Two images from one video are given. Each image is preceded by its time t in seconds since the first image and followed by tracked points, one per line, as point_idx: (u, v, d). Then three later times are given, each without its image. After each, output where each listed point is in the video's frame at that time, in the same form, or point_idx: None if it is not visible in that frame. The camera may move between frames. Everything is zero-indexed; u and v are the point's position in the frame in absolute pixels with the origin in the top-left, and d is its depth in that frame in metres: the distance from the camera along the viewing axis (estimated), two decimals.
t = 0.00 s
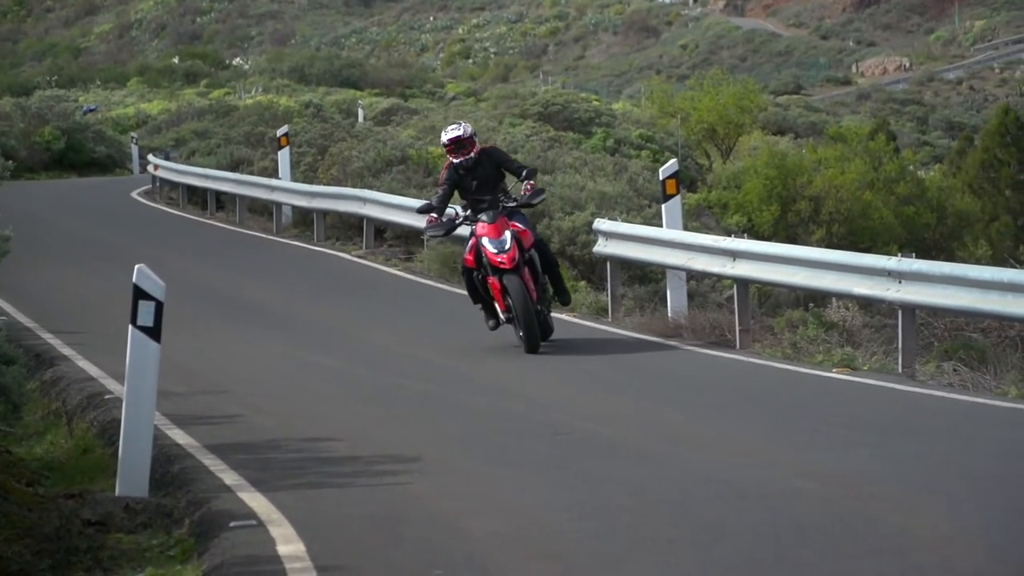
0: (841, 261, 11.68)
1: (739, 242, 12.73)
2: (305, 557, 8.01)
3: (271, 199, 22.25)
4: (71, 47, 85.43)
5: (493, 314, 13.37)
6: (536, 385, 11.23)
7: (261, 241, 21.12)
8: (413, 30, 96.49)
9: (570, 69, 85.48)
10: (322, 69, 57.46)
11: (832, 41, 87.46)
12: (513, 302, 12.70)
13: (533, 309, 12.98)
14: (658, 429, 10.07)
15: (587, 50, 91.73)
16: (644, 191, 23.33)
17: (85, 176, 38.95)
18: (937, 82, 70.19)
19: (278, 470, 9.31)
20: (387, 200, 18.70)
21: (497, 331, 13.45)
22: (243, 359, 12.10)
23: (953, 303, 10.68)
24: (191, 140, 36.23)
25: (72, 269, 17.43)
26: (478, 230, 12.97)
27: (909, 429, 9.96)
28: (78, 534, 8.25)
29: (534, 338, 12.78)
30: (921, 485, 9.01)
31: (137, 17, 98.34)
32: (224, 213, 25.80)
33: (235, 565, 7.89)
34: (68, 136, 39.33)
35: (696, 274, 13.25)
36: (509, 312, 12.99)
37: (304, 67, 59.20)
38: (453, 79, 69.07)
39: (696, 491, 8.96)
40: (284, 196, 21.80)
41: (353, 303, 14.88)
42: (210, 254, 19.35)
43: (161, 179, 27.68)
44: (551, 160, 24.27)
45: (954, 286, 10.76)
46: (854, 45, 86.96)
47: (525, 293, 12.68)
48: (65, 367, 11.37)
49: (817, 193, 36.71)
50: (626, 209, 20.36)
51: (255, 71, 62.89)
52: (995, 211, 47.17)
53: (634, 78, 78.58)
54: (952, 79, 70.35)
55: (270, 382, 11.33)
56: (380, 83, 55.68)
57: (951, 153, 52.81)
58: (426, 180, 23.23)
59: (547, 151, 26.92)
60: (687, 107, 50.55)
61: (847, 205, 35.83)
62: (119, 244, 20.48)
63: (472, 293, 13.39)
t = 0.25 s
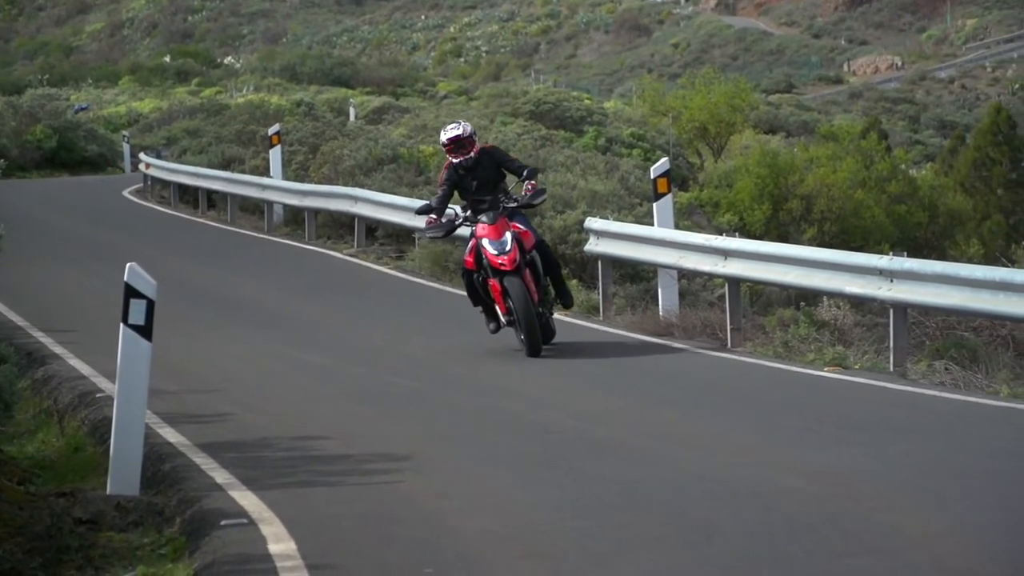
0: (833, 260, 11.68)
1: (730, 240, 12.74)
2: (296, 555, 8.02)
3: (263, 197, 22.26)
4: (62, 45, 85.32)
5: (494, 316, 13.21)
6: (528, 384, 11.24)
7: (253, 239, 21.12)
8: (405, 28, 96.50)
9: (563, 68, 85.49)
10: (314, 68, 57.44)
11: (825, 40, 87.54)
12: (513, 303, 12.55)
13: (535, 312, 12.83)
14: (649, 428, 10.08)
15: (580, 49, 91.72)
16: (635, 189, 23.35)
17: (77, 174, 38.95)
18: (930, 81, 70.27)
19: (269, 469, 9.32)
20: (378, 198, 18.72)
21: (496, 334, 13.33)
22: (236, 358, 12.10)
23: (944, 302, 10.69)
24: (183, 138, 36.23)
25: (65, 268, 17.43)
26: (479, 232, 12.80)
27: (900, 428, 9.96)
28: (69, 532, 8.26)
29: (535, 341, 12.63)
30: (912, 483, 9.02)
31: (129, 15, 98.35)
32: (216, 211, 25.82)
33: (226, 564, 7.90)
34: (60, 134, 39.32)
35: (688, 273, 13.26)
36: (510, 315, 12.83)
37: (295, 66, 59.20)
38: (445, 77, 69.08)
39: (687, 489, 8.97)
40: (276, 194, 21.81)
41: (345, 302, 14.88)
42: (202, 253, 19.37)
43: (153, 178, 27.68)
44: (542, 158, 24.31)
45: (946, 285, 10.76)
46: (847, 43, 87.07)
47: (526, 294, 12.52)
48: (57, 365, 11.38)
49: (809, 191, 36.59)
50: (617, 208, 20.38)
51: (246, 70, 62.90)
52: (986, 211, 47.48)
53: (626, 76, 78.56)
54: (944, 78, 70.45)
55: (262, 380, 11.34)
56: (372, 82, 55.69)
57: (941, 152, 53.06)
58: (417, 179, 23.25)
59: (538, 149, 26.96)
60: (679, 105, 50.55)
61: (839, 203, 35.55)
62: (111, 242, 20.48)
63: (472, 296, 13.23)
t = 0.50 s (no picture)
0: (826, 258, 11.68)
1: (723, 239, 12.75)
2: (288, 554, 8.02)
3: (255, 196, 22.27)
4: (54, 43, 85.33)
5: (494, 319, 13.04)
6: (520, 382, 11.25)
7: (246, 237, 21.13)
8: (398, 27, 96.59)
9: (555, 66, 85.62)
10: (306, 67, 57.49)
11: (817, 38, 87.73)
12: (514, 306, 12.38)
13: (535, 314, 12.66)
14: (641, 426, 10.09)
15: (572, 47, 91.83)
16: (627, 188, 23.39)
17: (69, 173, 38.96)
18: (922, 80, 70.46)
19: (261, 468, 9.32)
20: (370, 197, 18.74)
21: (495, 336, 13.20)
22: (228, 356, 12.10)
23: (936, 300, 10.70)
24: (175, 137, 36.26)
25: (57, 266, 17.43)
26: (478, 232, 12.63)
27: (890, 426, 9.98)
28: (61, 531, 8.26)
29: (536, 344, 12.46)
30: (904, 481, 9.03)
31: (121, 13, 98.32)
32: (209, 210, 25.83)
33: (218, 562, 7.91)
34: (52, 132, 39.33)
35: (681, 272, 13.27)
36: (510, 318, 12.65)
37: (287, 64, 59.24)
38: (437, 77, 69.15)
39: (679, 488, 8.98)
40: (268, 192, 21.82)
41: (337, 300, 14.88)
42: (194, 252, 19.37)
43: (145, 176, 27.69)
44: (534, 157, 24.36)
45: (938, 283, 10.77)
46: (839, 41, 87.29)
47: (526, 297, 12.36)
48: (49, 364, 11.37)
49: (801, 190, 36.99)
50: (609, 206, 20.43)
51: (239, 68, 62.97)
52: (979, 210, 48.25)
53: (619, 75, 78.65)
54: (935, 76, 70.65)
55: (254, 379, 11.34)
56: (364, 80, 55.75)
57: (934, 152, 53.58)
58: (409, 178, 23.28)
59: (530, 147, 27.01)
60: (671, 103, 50.59)
61: (831, 201, 36.23)
62: (103, 240, 20.48)
63: (471, 298, 13.05)
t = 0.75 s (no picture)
0: (818, 257, 11.68)
1: (715, 238, 12.75)
2: (280, 552, 8.03)
3: (247, 194, 22.28)
4: (47, 41, 85.32)
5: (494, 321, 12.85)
6: (512, 382, 11.25)
7: (238, 236, 21.15)
8: (391, 26, 96.69)
9: (548, 65, 85.73)
10: (299, 66, 57.50)
11: (811, 36, 87.87)
12: (515, 307, 12.19)
13: (537, 316, 12.47)
14: (632, 425, 10.10)
15: (565, 46, 91.90)
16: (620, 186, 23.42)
17: (62, 172, 38.99)
18: (915, 78, 70.59)
19: (254, 466, 9.33)
20: (362, 195, 18.75)
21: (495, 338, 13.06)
22: (221, 355, 12.10)
23: (928, 299, 10.70)
24: (168, 136, 36.29)
25: (50, 265, 17.43)
26: (478, 233, 12.44)
27: (882, 425, 9.99)
28: (54, 529, 8.26)
29: (537, 346, 12.27)
30: (895, 480, 9.04)
31: (113, 13, 98.40)
32: (201, 209, 25.85)
33: (211, 560, 7.91)
34: (45, 131, 39.37)
35: (672, 271, 13.26)
36: (511, 320, 12.47)
37: (280, 64, 59.29)
38: (430, 75, 69.18)
39: (671, 487, 8.99)
40: (260, 191, 21.84)
41: (329, 299, 14.88)
42: (187, 250, 19.38)
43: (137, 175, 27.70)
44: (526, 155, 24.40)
45: (931, 282, 10.77)
46: (833, 40, 87.42)
47: (528, 298, 12.17)
48: (41, 363, 11.38)
49: (794, 189, 37.34)
50: (601, 204, 20.45)
51: (231, 68, 63.01)
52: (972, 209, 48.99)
53: (612, 74, 78.66)
54: (929, 75, 70.74)
55: (246, 377, 11.34)
56: (357, 79, 55.82)
57: (927, 152, 54.02)
58: (402, 176, 23.31)
59: (522, 146, 27.05)
60: (664, 101, 50.63)
61: (823, 200, 36.70)
62: (95, 240, 20.49)
63: (472, 300, 12.87)
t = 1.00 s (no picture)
0: (810, 256, 11.68)
1: (707, 236, 12.74)
2: (272, 551, 8.03)
3: (239, 192, 22.28)
4: (38, 39, 85.20)
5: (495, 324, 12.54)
6: (505, 381, 11.25)
7: (229, 235, 21.16)
8: (383, 25, 96.76)
9: (540, 63, 85.78)
10: (291, 64, 57.54)
11: (803, 35, 87.99)
12: (515, 310, 11.89)
13: (538, 318, 12.16)
14: (624, 424, 10.10)
15: (556, 44, 91.96)
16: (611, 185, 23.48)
17: (53, 170, 39.00)
18: (907, 77, 70.70)
19: (245, 465, 9.32)
20: (354, 194, 18.76)
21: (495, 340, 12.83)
22: (213, 354, 12.09)
23: (921, 298, 10.70)
24: (159, 134, 36.30)
25: (42, 263, 17.43)
26: (478, 234, 12.14)
27: (873, 424, 9.99)
28: (45, 527, 8.25)
29: (539, 350, 11.97)
30: (887, 479, 9.04)
31: (105, 11, 98.35)
32: (193, 207, 25.86)
33: (202, 559, 7.91)
34: (36, 130, 39.37)
35: (664, 269, 13.26)
36: (512, 323, 12.17)
37: (271, 62, 59.31)
38: (422, 74, 69.29)
39: (663, 485, 8.99)
40: (252, 190, 21.85)
41: (320, 298, 14.88)
42: (180, 248, 19.38)
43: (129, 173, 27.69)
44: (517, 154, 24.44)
45: (922, 281, 10.77)
46: (824, 39, 87.58)
47: (529, 301, 11.86)
48: (33, 362, 11.37)
49: (786, 187, 37.34)
50: (593, 203, 20.48)
51: (222, 66, 63.02)
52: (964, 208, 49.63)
53: (604, 72, 78.69)
54: (920, 73, 70.90)
55: (238, 376, 11.34)
56: (348, 77, 55.84)
57: (918, 150, 54.30)
58: (393, 174, 23.35)
59: (513, 144, 27.09)
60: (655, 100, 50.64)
61: (815, 199, 36.87)
62: (87, 238, 20.49)
63: (472, 303, 12.55)
